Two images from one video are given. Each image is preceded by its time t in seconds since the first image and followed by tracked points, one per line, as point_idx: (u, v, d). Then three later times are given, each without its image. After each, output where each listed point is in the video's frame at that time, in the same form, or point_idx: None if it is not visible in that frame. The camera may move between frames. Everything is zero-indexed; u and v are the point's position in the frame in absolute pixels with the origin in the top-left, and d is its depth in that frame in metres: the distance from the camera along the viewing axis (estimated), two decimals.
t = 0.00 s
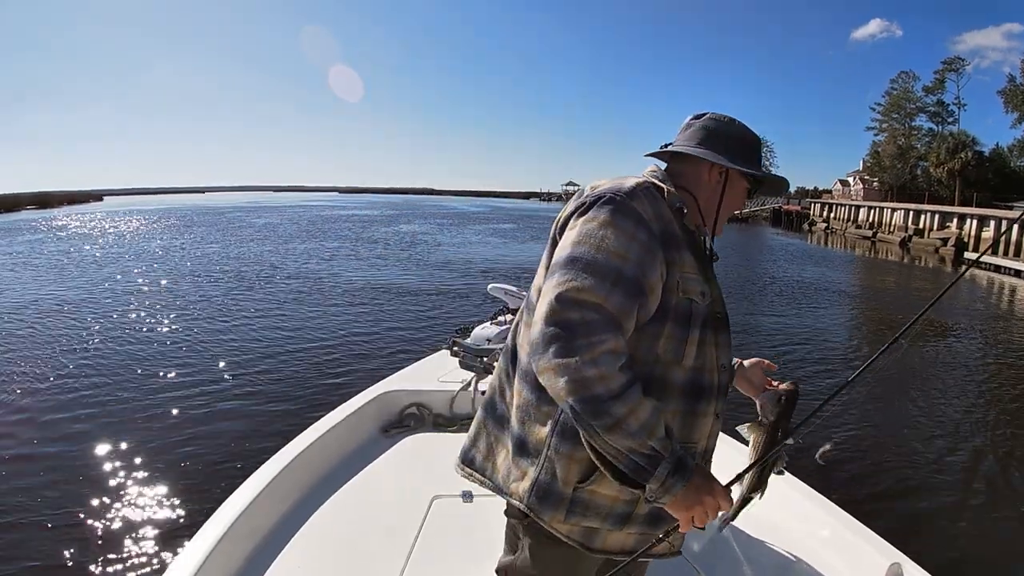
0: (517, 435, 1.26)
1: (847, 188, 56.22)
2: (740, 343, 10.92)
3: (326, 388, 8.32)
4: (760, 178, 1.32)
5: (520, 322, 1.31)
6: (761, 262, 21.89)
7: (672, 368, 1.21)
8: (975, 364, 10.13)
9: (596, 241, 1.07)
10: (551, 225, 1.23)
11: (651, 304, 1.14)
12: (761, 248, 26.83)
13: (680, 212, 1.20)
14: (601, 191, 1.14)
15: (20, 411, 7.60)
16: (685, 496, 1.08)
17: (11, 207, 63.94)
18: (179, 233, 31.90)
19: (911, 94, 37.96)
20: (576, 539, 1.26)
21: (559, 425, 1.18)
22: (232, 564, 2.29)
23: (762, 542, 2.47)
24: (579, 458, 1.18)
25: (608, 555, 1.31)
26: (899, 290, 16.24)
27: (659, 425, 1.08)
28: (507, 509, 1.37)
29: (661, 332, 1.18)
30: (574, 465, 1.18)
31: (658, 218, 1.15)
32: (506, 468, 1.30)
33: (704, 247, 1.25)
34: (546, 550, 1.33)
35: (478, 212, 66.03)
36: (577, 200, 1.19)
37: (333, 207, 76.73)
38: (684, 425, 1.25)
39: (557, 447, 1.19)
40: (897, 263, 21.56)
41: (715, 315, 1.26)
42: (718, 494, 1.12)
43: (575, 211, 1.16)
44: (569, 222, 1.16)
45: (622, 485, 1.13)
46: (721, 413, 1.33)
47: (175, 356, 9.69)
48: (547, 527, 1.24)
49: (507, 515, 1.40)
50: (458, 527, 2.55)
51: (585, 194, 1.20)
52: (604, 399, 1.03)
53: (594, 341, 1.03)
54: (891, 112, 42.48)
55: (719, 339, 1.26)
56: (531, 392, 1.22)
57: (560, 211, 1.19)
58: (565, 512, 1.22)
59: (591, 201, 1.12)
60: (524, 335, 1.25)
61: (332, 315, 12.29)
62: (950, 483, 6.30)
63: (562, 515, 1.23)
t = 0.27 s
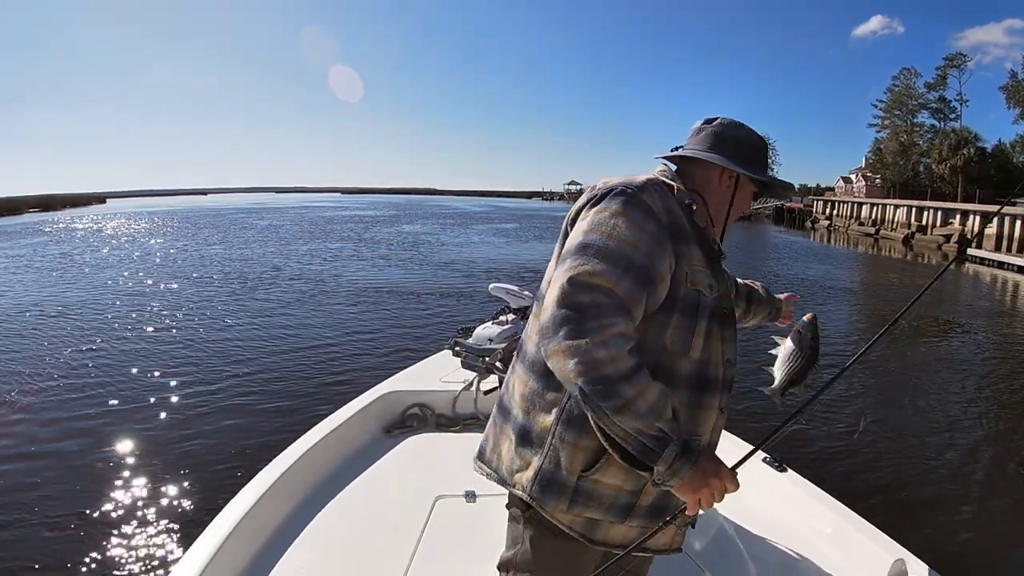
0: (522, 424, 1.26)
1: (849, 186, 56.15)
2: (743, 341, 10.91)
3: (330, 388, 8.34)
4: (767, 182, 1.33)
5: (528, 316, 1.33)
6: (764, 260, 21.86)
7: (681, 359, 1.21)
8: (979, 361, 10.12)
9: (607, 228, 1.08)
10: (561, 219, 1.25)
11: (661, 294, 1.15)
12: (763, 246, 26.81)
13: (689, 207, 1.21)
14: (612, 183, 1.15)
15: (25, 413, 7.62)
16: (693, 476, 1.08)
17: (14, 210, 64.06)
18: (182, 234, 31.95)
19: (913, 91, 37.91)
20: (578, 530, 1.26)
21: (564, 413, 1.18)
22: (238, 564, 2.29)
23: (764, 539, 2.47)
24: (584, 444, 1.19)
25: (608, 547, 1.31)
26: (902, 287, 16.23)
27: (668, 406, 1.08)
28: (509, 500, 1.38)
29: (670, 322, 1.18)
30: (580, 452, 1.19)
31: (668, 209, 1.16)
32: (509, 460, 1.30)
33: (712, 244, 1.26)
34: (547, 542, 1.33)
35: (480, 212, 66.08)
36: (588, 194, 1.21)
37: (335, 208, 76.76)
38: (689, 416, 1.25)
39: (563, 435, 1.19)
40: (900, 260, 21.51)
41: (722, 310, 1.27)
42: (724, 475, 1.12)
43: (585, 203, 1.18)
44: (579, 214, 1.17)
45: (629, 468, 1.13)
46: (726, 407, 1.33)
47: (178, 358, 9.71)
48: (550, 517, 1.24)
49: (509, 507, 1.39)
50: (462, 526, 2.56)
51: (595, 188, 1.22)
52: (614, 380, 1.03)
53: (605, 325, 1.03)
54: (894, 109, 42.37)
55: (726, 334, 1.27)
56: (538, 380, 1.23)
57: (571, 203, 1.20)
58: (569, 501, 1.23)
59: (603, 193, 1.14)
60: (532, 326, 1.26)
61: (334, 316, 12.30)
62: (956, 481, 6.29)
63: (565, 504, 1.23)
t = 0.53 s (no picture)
0: (522, 423, 1.28)
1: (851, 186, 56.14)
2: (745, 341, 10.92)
3: (332, 388, 8.36)
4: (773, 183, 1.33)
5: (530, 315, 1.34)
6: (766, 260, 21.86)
7: (681, 360, 1.22)
8: (981, 361, 10.12)
9: (607, 232, 1.09)
10: (563, 219, 1.25)
11: (661, 295, 1.16)
12: (766, 247, 26.79)
13: (689, 208, 1.21)
14: (613, 185, 1.16)
15: (29, 413, 7.65)
16: (693, 472, 1.10)
17: (16, 210, 64.11)
18: (184, 234, 31.99)
19: (915, 91, 37.91)
20: (577, 526, 1.27)
21: (564, 411, 1.19)
22: (242, 566, 2.30)
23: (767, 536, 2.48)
24: (585, 444, 1.20)
25: (608, 542, 1.33)
26: (904, 287, 16.24)
27: (668, 406, 1.09)
28: (510, 496, 1.39)
29: (670, 324, 1.19)
30: (579, 451, 1.20)
31: (669, 211, 1.16)
32: (510, 457, 1.31)
33: (711, 243, 1.26)
34: (546, 536, 1.34)
35: (482, 212, 66.07)
36: (589, 194, 1.21)
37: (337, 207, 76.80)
38: (690, 416, 1.26)
39: (562, 432, 1.20)
40: (902, 260, 21.48)
41: (722, 310, 1.27)
42: (722, 470, 1.14)
43: (586, 204, 1.18)
44: (580, 216, 1.18)
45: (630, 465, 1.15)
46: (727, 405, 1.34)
47: (181, 358, 9.74)
48: (550, 513, 1.26)
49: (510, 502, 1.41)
50: (465, 526, 2.57)
51: (596, 189, 1.22)
52: (615, 383, 1.05)
53: (606, 329, 1.05)
54: (896, 109, 42.33)
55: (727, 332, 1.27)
56: (539, 380, 1.25)
57: (571, 205, 1.21)
58: (568, 498, 1.24)
59: (603, 195, 1.14)
60: (533, 327, 1.27)
61: (336, 316, 12.32)
62: (958, 481, 6.30)
63: (565, 501, 1.24)
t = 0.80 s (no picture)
0: (518, 430, 1.29)
1: (852, 188, 56.15)
2: (746, 342, 10.93)
3: (333, 388, 8.37)
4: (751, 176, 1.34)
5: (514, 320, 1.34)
6: (767, 261, 21.87)
7: (667, 356, 1.23)
8: (982, 363, 10.13)
9: (583, 234, 1.09)
10: (540, 223, 1.25)
11: (642, 292, 1.17)
12: (767, 248, 26.78)
13: (666, 205, 1.21)
14: (586, 186, 1.16)
15: (30, 411, 7.65)
16: (689, 463, 1.12)
17: (18, 208, 64.08)
18: (185, 233, 32.01)
19: (917, 94, 37.92)
20: (581, 529, 1.28)
21: (557, 417, 1.21)
22: (243, 566, 2.31)
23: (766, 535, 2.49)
24: (580, 448, 1.21)
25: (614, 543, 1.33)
26: (905, 290, 16.26)
27: (658, 401, 1.11)
28: (511, 506, 1.40)
29: (652, 321, 1.20)
30: (575, 454, 1.21)
31: (644, 207, 1.16)
32: (509, 466, 1.32)
33: (692, 238, 1.26)
34: (551, 546, 1.35)
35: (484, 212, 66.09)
36: (563, 198, 1.22)
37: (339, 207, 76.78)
38: (683, 413, 1.27)
39: (557, 439, 1.21)
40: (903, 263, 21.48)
41: (707, 303, 1.28)
42: (717, 458, 1.17)
43: (561, 207, 1.19)
44: (556, 219, 1.18)
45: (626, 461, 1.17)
46: (719, 398, 1.35)
47: (182, 356, 9.75)
48: (552, 519, 1.26)
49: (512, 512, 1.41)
50: (466, 527, 2.57)
51: (570, 192, 1.22)
52: (601, 383, 1.06)
53: (587, 330, 1.05)
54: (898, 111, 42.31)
55: (712, 325, 1.28)
56: (529, 386, 1.26)
57: (547, 207, 1.20)
58: (569, 502, 1.25)
59: (577, 197, 1.15)
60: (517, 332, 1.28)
61: (338, 315, 12.35)
62: (958, 483, 6.30)
63: (566, 506, 1.25)
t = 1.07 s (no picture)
0: (497, 444, 1.29)
1: (853, 190, 56.14)
2: (746, 344, 10.94)
3: (333, 387, 8.36)
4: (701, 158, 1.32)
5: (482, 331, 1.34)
6: (767, 263, 21.89)
7: (633, 356, 1.22)
8: (982, 366, 10.11)
9: (531, 245, 1.08)
10: (493, 235, 1.25)
11: (599, 298, 1.16)
12: (767, 250, 26.78)
13: (619, 206, 1.21)
14: (534, 195, 1.15)
15: (29, 409, 7.64)
16: (671, 458, 1.14)
17: (18, 206, 64.07)
18: (186, 232, 32.01)
19: (918, 96, 37.94)
20: (568, 537, 1.28)
21: (532, 430, 1.21)
22: (241, 567, 2.31)
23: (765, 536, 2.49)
24: (556, 459, 1.22)
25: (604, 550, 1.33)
26: (905, 292, 16.25)
27: (628, 401, 1.12)
28: (497, 518, 1.40)
29: (613, 325, 1.20)
30: (552, 464, 1.22)
31: (593, 211, 1.15)
32: (492, 479, 1.32)
33: (649, 236, 1.26)
34: (544, 561, 1.35)
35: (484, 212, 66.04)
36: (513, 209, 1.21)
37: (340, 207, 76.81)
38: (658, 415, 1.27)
39: (533, 453, 1.22)
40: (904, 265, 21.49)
41: (670, 300, 1.28)
42: (705, 454, 1.18)
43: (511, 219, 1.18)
44: (506, 232, 1.17)
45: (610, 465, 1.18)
46: (695, 393, 1.35)
47: (182, 355, 9.75)
48: (538, 530, 1.26)
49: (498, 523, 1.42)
50: (464, 528, 2.57)
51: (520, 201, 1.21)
52: (561, 392, 1.06)
53: (539, 341, 1.04)
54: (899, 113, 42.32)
55: (677, 320, 1.28)
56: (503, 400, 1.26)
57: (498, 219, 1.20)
58: (553, 513, 1.25)
59: (523, 208, 1.14)
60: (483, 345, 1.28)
61: (338, 315, 12.36)
62: (958, 486, 6.28)
63: (550, 516, 1.25)
